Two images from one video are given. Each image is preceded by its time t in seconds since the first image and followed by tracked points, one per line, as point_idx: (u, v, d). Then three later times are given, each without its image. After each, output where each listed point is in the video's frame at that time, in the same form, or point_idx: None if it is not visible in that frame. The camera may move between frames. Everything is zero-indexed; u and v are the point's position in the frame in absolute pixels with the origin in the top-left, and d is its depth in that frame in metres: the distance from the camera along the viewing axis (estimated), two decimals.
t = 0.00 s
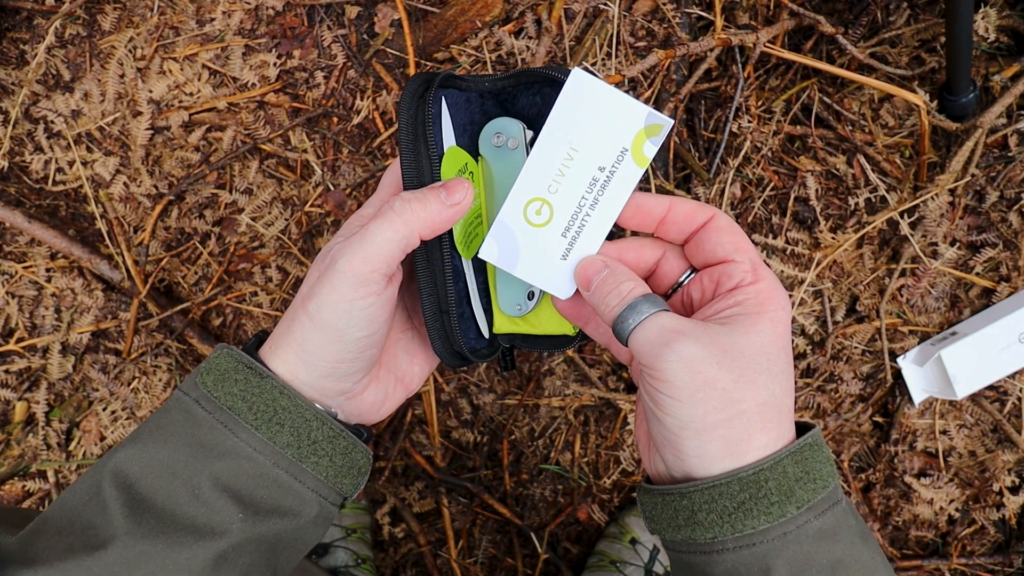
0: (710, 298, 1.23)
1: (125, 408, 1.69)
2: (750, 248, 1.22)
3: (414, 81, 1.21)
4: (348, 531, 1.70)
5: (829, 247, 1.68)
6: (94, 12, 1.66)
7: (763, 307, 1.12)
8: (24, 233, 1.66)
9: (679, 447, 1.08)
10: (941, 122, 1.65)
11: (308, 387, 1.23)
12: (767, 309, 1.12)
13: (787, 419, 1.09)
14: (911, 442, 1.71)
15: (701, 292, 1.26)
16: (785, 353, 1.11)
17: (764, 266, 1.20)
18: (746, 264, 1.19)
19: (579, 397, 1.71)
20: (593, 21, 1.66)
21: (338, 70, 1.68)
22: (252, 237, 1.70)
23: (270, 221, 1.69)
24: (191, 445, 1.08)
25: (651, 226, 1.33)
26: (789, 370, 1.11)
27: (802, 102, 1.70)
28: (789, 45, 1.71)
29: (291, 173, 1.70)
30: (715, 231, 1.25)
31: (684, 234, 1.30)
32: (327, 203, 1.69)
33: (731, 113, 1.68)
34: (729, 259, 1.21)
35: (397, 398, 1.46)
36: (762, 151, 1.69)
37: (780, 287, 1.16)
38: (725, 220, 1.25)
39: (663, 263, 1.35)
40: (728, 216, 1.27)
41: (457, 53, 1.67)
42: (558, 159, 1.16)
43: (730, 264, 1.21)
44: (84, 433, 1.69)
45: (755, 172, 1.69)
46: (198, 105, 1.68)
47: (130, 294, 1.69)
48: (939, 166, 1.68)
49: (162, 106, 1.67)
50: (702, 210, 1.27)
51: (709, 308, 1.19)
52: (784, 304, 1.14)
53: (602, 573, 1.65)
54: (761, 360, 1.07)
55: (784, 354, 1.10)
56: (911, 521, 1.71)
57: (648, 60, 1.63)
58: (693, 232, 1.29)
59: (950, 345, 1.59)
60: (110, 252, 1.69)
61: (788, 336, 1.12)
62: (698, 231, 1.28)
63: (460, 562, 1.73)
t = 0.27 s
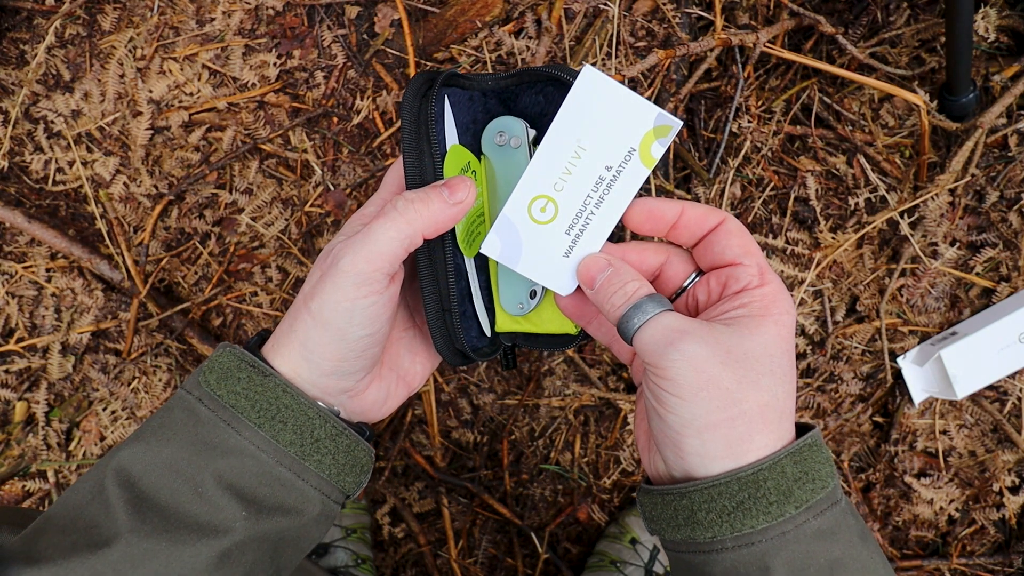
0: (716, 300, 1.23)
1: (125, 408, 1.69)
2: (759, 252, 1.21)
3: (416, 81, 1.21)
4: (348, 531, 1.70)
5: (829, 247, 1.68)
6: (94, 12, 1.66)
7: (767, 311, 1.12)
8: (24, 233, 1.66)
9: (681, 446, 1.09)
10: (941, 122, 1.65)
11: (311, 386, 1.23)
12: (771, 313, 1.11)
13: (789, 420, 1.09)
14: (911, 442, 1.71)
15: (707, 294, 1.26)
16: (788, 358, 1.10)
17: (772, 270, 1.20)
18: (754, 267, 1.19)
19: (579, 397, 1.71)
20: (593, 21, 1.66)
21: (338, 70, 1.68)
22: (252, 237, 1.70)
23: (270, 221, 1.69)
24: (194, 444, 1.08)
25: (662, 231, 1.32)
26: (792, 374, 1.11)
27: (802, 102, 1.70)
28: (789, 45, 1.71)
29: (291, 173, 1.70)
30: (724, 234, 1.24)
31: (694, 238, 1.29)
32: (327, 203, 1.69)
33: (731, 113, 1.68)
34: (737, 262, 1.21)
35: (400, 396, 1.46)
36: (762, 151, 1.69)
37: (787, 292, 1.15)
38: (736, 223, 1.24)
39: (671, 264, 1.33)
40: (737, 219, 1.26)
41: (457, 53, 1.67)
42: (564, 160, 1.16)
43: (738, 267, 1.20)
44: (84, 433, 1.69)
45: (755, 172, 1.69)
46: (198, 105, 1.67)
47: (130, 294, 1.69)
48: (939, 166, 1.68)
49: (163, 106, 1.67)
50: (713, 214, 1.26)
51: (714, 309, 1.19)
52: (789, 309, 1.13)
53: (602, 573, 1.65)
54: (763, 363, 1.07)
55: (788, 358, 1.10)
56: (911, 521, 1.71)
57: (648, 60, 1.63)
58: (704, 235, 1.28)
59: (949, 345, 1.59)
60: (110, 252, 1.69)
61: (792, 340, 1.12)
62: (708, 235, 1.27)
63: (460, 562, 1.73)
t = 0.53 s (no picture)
0: (729, 304, 1.24)
1: (124, 408, 1.69)
2: (771, 258, 1.22)
3: (435, 80, 1.20)
4: (348, 531, 1.70)
5: (829, 247, 1.68)
6: (94, 12, 1.66)
7: (780, 317, 1.13)
8: (24, 233, 1.66)
9: (691, 450, 1.09)
10: (941, 122, 1.65)
11: (321, 384, 1.23)
12: (785, 318, 1.12)
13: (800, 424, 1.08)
14: (911, 442, 1.71)
15: (720, 298, 1.26)
16: (801, 363, 1.11)
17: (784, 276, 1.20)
18: (768, 273, 1.20)
19: (579, 397, 1.71)
20: (593, 21, 1.66)
21: (338, 70, 1.68)
22: (252, 236, 1.70)
23: (270, 221, 1.69)
24: (206, 441, 1.08)
25: (677, 244, 1.29)
26: (805, 379, 1.11)
27: (802, 102, 1.70)
28: (790, 45, 1.71)
29: (291, 173, 1.70)
30: (737, 240, 1.24)
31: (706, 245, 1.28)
32: (327, 203, 1.69)
33: (731, 113, 1.68)
34: (751, 268, 1.21)
35: (408, 396, 1.46)
36: (762, 151, 1.69)
37: (800, 297, 1.16)
38: (748, 229, 1.24)
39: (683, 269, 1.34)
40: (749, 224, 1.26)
41: (457, 53, 1.67)
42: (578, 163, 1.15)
43: (751, 272, 1.21)
44: (84, 433, 1.69)
45: (755, 172, 1.69)
46: (198, 105, 1.68)
47: (130, 294, 1.69)
48: (939, 166, 1.68)
49: (163, 106, 1.67)
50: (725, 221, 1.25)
51: (727, 313, 1.20)
52: (802, 314, 1.14)
53: (602, 573, 1.65)
54: (775, 369, 1.07)
55: (801, 364, 1.11)
56: (911, 521, 1.71)
57: (648, 60, 1.63)
58: (716, 242, 1.28)
59: (949, 345, 1.59)
60: (110, 252, 1.69)
61: (805, 346, 1.12)
62: (721, 242, 1.27)
63: (460, 562, 1.73)
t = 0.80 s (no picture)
0: (745, 308, 1.24)
1: (124, 408, 1.69)
2: (788, 263, 1.21)
3: (451, 79, 1.19)
4: (348, 531, 1.70)
5: (829, 247, 1.68)
6: (93, 12, 1.66)
7: (797, 322, 1.13)
8: (24, 233, 1.66)
9: (705, 452, 1.09)
10: (941, 122, 1.65)
11: (333, 382, 1.23)
12: (801, 324, 1.13)
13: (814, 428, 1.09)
14: (911, 442, 1.71)
15: (736, 301, 1.26)
16: (818, 368, 1.11)
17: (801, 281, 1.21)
18: (785, 278, 1.20)
19: (580, 397, 1.71)
20: (593, 21, 1.66)
21: (338, 70, 1.68)
22: (252, 237, 1.70)
23: (270, 221, 1.69)
24: (218, 439, 1.08)
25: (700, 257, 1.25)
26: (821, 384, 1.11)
27: (802, 102, 1.70)
28: (790, 45, 1.71)
29: (291, 173, 1.70)
30: (755, 245, 1.24)
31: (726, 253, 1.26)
32: (327, 203, 1.69)
33: (731, 113, 1.67)
34: (767, 273, 1.21)
35: (419, 394, 1.46)
36: (762, 151, 1.69)
37: (816, 303, 1.17)
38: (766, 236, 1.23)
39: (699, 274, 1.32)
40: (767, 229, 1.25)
41: (457, 53, 1.67)
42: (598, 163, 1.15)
43: (768, 277, 1.21)
44: (84, 433, 1.69)
45: (755, 173, 1.69)
46: (198, 105, 1.68)
47: (130, 294, 1.69)
48: (939, 166, 1.68)
49: (162, 106, 1.67)
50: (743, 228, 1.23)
51: (743, 317, 1.20)
52: (818, 319, 1.15)
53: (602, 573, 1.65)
54: (792, 372, 1.08)
55: (817, 369, 1.11)
56: (910, 521, 1.71)
57: (648, 60, 1.63)
58: (736, 249, 1.26)
59: (949, 345, 1.59)
60: (110, 252, 1.69)
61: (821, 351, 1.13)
62: (740, 248, 1.25)
63: (460, 562, 1.73)
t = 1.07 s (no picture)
0: (748, 309, 1.24)
1: (124, 408, 1.69)
2: (791, 263, 1.21)
3: (454, 79, 1.19)
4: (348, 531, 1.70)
5: (829, 247, 1.68)
6: (94, 12, 1.66)
7: (799, 322, 1.13)
8: (24, 233, 1.66)
9: (708, 453, 1.08)
10: (941, 122, 1.65)
11: (336, 381, 1.23)
12: (804, 324, 1.13)
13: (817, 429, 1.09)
14: (911, 442, 1.71)
15: (738, 301, 1.26)
16: (820, 369, 1.11)
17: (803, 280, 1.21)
18: (787, 278, 1.20)
19: (580, 397, 1.71)
20: (593, 21, 1.66)
21: (338, 70, 1.68)
22: (252, 237, 1.70)
23: (270, 221, 1.69)
24: (222, 438, 1.08)
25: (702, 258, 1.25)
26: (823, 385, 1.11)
27: (802, 102, 1.70)
28: (790, 45, 1.71)
29: (291, 173, 1.70)
30: (757, 245, 1.23)
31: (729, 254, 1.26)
32: (327, 203, 1.69)
33: (731, 112, 1.67)
34: (770, 273, 1.21)
35: (422, 394, 1.46)
36: (762, 151, 1.69)
37: (819, 303, 1.17)
38: (769, 235, 1.23)
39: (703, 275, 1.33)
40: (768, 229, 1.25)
41: (457, 53, 1.68)
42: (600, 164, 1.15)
43: (771, 277, 1.21)
44: (84, 433, 1.69)
45: (755, 173, 1.69)
46: (198, 105, 1.68)
47: (130, 294, 1.69)
48: (939, 166, 1.68)
49: (162, 106, 1.67)
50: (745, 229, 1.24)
51: (745, 318, 1.20)
52: (821, 318, 1.15)
53: (602, 573, 1.65)
54: (794, 373, 1.08)
55: (819, 370, 1.11)
56: (911, 521, 1.71)
57: (648, 60, 1.63)
58: (738, 249, 1.26)
59: (949, 345, 1.59)
60: (110, 252, 1.69)
61: (823, 351, 1.13)
62: (742, 249, 1.25)
63: (460, 562, 1.73)
